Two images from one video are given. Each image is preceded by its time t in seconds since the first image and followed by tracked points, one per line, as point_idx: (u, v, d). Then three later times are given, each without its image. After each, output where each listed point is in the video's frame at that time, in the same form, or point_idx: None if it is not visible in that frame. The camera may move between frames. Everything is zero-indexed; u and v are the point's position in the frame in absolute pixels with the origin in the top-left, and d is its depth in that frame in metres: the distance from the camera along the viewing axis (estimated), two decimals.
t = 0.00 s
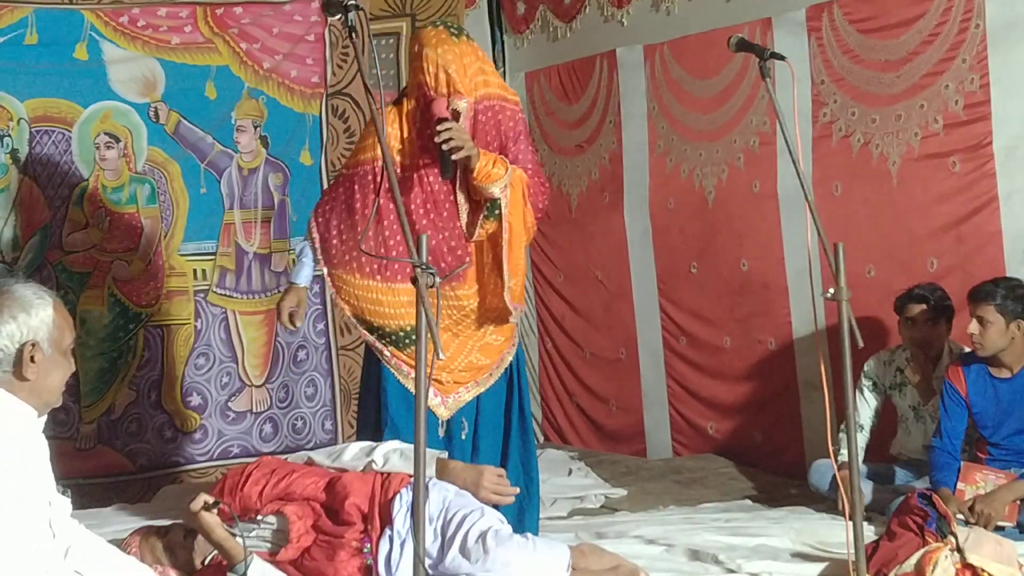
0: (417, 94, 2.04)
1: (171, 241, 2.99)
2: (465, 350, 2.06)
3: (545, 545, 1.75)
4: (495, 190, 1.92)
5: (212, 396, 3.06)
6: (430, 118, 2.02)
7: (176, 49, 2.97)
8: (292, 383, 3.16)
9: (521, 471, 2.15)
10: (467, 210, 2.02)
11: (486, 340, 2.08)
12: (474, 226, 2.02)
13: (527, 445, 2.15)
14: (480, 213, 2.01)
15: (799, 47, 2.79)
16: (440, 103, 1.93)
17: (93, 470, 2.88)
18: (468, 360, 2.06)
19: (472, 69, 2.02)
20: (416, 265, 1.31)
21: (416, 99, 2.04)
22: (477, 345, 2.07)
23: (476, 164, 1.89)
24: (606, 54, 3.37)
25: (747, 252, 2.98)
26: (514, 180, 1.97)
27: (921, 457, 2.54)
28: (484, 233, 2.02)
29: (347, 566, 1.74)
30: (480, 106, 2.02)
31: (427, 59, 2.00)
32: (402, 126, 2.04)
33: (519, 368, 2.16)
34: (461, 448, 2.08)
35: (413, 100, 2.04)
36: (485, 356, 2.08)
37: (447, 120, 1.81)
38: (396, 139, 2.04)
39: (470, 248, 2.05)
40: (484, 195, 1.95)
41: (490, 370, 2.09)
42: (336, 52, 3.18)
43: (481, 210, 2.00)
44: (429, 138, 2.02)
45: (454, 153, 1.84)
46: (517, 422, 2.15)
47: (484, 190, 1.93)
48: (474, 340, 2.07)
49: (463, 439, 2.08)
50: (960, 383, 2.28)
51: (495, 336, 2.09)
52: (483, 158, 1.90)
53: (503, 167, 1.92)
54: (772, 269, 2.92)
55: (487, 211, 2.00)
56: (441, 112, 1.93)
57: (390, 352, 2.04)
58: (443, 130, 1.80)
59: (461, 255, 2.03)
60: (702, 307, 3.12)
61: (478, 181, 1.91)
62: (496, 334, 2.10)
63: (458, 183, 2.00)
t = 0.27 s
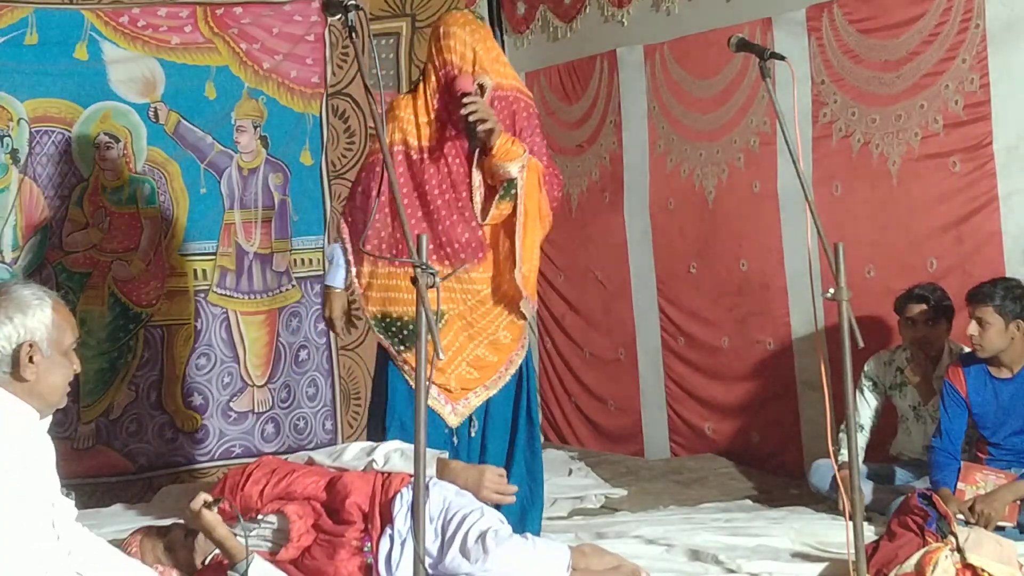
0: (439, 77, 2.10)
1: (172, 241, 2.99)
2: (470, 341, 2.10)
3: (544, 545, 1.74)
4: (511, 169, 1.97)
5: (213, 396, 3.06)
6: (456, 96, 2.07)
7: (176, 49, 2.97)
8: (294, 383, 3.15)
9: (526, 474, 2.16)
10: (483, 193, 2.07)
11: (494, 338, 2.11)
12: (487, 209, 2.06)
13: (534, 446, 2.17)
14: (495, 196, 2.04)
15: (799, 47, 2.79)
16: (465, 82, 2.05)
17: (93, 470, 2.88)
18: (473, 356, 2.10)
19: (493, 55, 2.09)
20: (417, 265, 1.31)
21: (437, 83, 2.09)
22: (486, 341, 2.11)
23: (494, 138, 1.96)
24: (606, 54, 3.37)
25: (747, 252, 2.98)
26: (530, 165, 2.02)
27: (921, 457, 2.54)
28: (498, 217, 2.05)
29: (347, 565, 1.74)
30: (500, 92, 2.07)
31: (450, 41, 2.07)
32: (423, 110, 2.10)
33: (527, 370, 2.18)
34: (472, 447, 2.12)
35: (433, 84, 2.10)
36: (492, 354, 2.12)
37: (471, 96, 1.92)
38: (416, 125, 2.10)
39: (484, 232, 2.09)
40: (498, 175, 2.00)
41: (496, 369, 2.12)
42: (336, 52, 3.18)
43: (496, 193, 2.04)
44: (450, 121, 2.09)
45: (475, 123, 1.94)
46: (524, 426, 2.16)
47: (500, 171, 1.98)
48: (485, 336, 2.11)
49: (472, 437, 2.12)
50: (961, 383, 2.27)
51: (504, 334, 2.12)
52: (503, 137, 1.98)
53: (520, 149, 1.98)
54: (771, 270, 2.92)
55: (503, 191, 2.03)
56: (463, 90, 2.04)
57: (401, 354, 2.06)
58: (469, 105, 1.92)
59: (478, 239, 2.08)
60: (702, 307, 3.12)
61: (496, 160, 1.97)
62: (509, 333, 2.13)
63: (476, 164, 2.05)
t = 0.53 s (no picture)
0: (456, 61, 2.08)
1: (172, 241, 2.99)
2: (494, 329, 2.09)
3: (544, 545, 1.75)
4: (540, 142, 2.05)
5: (214, 396, 3.06)
6: (485, 73, 2.07)
7: (176, 49, 2.97)
8: (295, 383, 3.16)
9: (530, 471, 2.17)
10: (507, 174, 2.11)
11: (512, 329, 2.12)
12: (516, 186, 2.10)
13: (536, 449, 2.18)
14: (524, 174, 2.11)
15: (799, 47, 2.79)
16: (490, 57, 2.06)
17: (93, 470, 2.88)
18: (495, 348, 2.09)
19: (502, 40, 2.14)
20: (417, 265, 1.31)
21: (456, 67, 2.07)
22: (506, 330, 2.11)
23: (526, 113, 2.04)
24: (606, 54, 3.37)
25: (747, 253, 2.98)
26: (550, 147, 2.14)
27: (921, 457, 2.54)
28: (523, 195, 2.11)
29: (348, 565, 1.74)
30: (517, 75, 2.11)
31: (468, 25, 2.09)
32: (444, 94, 2.07)
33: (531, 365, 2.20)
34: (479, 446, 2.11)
35: (450, 69, 2.08)
36: (508, 346, 2.11)
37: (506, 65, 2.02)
38: (438, 109, 2.06)
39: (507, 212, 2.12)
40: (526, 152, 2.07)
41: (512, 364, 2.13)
42: (336, 52, 3.18)
43: (523, 172, 2.11)
44: (472, 104, 2.08)
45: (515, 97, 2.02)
46: (528, 426, 2.17)
47: (528, 144, 2.05)
48: (506, 324, 2.11)
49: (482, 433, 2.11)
50: (960, 383, 2.28)
51: (519, 325, 2.13)
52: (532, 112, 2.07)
53: (549, 125, 2.08)
54: (771, 270, 2.92)
55: (531, 167, 2.10)
56: (491, 64, 2.05)
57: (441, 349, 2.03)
58: (505, 75, 2.00)
59: (502, 224, 2.09)
60: (701, 307, 3.12)
61: (527, 133, 2.05)
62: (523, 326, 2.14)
63: (503, 142, 2.09)
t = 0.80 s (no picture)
0: (457, 62, 2.09)
1: (172, 241, 2.99)
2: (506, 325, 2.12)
3: (544, 545, 1.75)
4: (543, 136, 2.09)
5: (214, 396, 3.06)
6: (485, 70, 2.07)
7: (176, 49, 2.97)
8: (296, 383, 3.16)
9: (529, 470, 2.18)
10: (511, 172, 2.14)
11: (520, 325, 2.16)
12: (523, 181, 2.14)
13: (534, 454, 2.18)
14: (527, 171, 2.14)
15: (799, 47, 2.79)
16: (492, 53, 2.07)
17: (93, 469, 2.88)
18: (507, 343, 2.11)
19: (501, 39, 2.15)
20: (417, 265, 1.32)
21: (459, 66, 2.08)
22: (515, 326, 2.14)
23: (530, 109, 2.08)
24: (606, 54, 3.37)
25: (747, 253, 2.98)
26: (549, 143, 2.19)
27: (921, 457, 2.54)
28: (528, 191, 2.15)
29: (347, 565, 1.74)
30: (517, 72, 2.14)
31: (467, 25, 2.09)
32: (449, 93, 2.07)
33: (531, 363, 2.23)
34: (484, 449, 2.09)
35: (452, 70, 2.09)
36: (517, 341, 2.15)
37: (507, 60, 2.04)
38: (445, 108, 2.06)
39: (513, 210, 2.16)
40: (528, 148, 2.11)
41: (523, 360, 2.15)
42: (336, 52, 3.19)
43: (527, 169, 2.14)
44: (476, 103, 2.09)
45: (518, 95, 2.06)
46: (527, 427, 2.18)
47: (531, 140, 2.09)
48: (514, 320, 2.15)
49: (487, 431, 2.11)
50: (960, 383, 2.27)
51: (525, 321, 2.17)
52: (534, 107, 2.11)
53: (550, 120, 2.12)
54: (771, 270, 2.92)
55: (534, 164, 2.14)
56: (493, 60, 2.05)
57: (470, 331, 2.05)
58: (507, 70, 2.03)
59: (510, 222, 2.13)
60: (701, 307, 3.12)
61: (529, 128, 2.09)
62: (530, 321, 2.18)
63: (507, 140, 2.11)
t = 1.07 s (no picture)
0: (445, 67, 2.08)
1: (172, 241, 2.99)
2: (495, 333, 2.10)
3: (543, 545, 1.75)
4: (530, 142, 2.05)
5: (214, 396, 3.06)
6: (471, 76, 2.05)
7: (176, 49, 2.97)
8: (295, 383, 3.16)
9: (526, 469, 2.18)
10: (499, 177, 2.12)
11: (511, 331, 2.13)
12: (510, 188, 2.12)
13: (532, 452, 2.19)
14: (515, 177, 2.11)
15: (800, 47, 2.79)
16: (478, 58, 2.03)
17: (93, 469, 2.88)
18: (499, 349, 2.09)
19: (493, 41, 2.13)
20: (417, 265, 1.32)
21: (447, 72, 2.07)
22: (506, 332, 2.12)
23: (516, 114, 2.04)
24: (606, 54, 3.37)
25: (747, 253, 2.98)
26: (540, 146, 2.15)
27: (921, 456, 2.54)
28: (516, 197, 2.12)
29: (347, 564, 1.74)
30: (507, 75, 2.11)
31: (456, 28, 2.06)
32: (438, 98, 2.07)
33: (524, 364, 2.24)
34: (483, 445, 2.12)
35: (442, 74, 2.08)
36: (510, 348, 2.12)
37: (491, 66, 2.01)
38: (434, 114, 2.06)
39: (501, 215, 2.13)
40: (516, 153, 2.08)
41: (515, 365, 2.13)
42: (336, 52, 3.18)
43: (515, 174, 2.11)
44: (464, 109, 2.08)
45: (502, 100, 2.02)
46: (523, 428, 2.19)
47: (518, 145, 2.06)
48: (504, 327, 2.12)
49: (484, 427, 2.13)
50: (960, 384, 2.27)
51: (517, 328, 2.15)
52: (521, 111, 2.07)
53: (538, 124, 2.07)
54: (771, 270, 2.92)
55: (522, 168, 2.10)
56: (478, 66, 2.02)
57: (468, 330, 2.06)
58: (489, 76, 1.99)
59: (496, 228, 2.11)
60: (701, 307, 3.12)
61: (515, 134, 2.06)
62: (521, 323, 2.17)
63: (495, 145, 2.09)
